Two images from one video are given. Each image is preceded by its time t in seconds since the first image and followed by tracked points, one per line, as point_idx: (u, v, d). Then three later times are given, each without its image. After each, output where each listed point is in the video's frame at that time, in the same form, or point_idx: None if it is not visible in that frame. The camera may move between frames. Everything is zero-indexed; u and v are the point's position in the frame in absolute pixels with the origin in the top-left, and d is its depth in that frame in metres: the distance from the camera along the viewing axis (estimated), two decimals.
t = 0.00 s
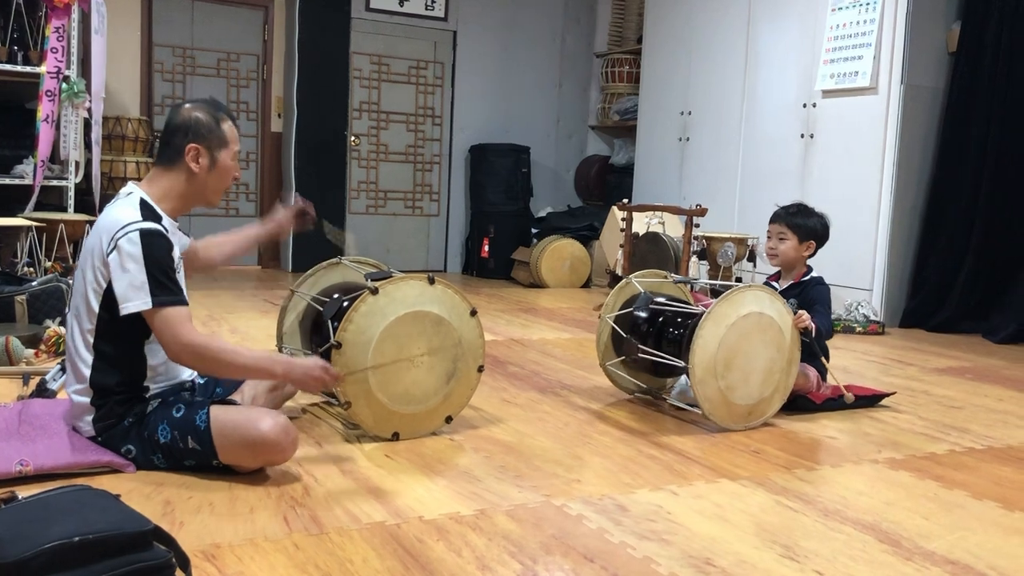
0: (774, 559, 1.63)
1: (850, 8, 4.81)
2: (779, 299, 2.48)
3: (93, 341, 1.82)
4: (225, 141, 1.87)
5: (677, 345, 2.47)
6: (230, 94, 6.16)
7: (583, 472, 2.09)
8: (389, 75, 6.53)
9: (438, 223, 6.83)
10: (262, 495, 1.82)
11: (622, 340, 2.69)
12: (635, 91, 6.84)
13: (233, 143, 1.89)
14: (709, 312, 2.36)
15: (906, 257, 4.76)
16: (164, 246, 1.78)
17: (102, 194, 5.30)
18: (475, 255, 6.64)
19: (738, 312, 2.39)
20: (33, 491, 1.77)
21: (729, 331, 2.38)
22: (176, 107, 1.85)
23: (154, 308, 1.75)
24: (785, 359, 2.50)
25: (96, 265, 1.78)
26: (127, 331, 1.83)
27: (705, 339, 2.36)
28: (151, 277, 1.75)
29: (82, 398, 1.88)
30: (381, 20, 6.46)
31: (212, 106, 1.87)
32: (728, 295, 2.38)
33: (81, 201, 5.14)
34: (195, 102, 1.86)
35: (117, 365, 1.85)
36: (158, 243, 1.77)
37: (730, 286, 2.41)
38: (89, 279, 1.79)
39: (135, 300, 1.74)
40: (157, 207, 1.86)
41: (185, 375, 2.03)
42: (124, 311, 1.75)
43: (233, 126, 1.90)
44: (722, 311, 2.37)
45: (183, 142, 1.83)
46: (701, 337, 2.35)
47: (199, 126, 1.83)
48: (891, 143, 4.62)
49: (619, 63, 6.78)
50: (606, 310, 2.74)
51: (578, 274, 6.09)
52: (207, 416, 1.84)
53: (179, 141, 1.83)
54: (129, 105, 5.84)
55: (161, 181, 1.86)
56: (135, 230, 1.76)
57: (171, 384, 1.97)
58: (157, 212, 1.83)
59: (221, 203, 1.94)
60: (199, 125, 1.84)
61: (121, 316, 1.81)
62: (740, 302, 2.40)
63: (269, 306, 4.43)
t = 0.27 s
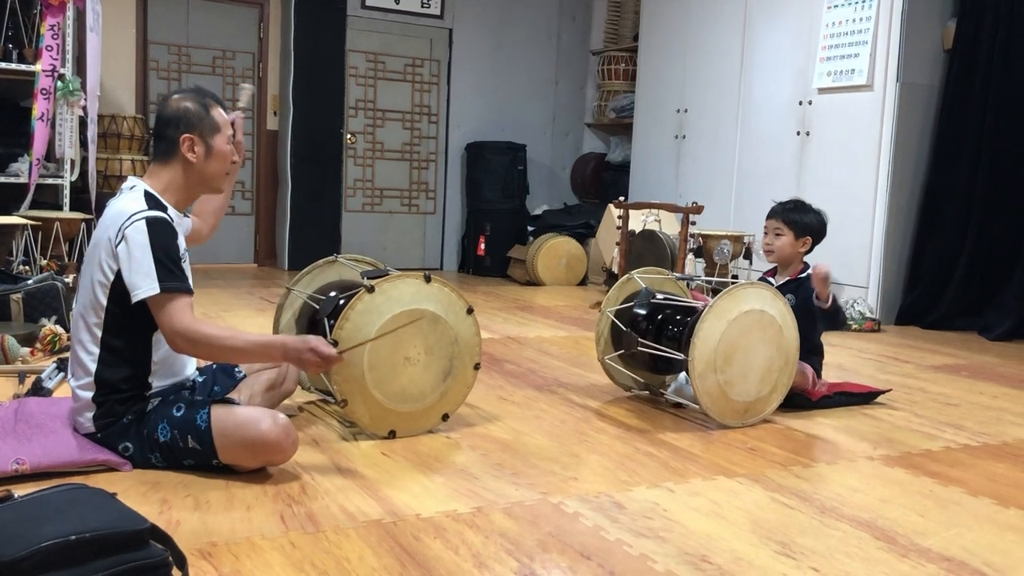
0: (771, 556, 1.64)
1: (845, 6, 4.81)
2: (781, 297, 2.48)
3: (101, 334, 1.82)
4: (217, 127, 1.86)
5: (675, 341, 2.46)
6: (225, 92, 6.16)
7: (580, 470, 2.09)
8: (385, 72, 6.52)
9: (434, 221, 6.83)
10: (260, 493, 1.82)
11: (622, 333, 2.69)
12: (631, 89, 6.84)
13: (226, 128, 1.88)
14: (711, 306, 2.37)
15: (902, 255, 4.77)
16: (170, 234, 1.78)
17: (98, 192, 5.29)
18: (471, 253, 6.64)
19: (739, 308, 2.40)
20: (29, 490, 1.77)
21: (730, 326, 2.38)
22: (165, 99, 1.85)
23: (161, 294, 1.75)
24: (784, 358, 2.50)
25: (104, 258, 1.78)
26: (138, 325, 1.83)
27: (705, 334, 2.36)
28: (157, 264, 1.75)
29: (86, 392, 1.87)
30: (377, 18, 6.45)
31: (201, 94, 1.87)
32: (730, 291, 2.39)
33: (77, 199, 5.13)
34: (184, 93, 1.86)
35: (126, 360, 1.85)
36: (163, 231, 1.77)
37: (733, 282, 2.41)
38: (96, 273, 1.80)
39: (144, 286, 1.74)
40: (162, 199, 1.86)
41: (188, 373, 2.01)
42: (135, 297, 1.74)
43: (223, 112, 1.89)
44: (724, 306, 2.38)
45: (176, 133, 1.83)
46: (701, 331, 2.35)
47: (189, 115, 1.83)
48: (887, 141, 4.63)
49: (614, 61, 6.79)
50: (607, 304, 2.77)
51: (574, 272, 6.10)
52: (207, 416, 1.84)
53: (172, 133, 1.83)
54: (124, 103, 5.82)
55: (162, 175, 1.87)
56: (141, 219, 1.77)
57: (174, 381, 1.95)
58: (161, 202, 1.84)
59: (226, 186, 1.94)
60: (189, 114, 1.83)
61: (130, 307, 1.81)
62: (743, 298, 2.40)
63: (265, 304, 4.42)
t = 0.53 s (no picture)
0: (764, 549, 1.64)
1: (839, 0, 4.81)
2: (773, 292, 2.49)
3: (84, 332, 1.81)
4: (219, 141, 1.86)
5: (667, 336, 2.47)
6: (218, 86, 6.14)
7: (573, 464, 2.09)
8: (378, 66, 6.50)
9: (428, 216, 6.82)
10: (253, 487, 1.82)
11: (615, 328, 2.69)
12: (624, 83, 6.84)
13: (228, 143, 1.88)
14: (703, 301, 2.37)
15: (894, 249, 4.78)
16: (159, 240, 1.77)
17: (90, 187, 5.27)
18: (465, 248, 6.64)
19: (731, 302, 2.40)
20: (20, 486, 1.76)
21: (723, 320, 2.39)
22: (173, 102, 1.85)
23: (155, 300, 1.76)
24: (777, 352, 2.50)
25: (89, 257, 1.77)
26: (124, 322, 1.83)
27: (697, 328, 2.37)
28: (149, 271, 1.75)
29: (74, 390, 1.86)
30: (370, 11, 6.43)
31: (211, 104, 1.87)
32: (722, 285, 2.39)
33: (69, 194, 5.11)
34: (193, 100, 1.86)
35: (113, 358, 1.85)
36: (153, 237, 1.76)
37: (724, 276, 2.42)
38: (80, 271, 1.78)
39: (134, 293, 1.75)
40: (148, 201, 1.84)
41: (178, 368, 2.03)
42: (123, 304, 1.76)
43: (229, 126, 1.89)
44: (716, 300, 2.39)
45: (177, 136, 1.82)
46: (693, 325, 2.36)
47: (194, 122, 1.83)
48: (881, 135, 4.64)
49: (608, 55, 6.78)
50: (600, 298, 2.77)
51: (568, 267, 6.09)
52: (198, 410, 1.84)
53: (174, 135, 1.82)
54: (116, 97, 5.79)
55: (153, 174, 1.85)
56: (130, 224, 1.75)
57: (164, 376, 1.97)
58: (148, 204, 1.82)
59: (214, 199, 1.94)
60: (194, 120, 1.83)
61: (116, 307, 1.81)
62: (734, 292, 2.41)
63: (258, 298, 4.41)
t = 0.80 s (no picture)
0: (758, 542, 1.64)
1: None
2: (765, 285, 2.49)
3: (83, 325, 1.80)
4: (214, 129, 1.86)
5: (661, 330, 2.47)
6: (210, 79, 6.12)
7: (568, 458, 2.09)
8: (371, 59, 6.48)
9: (421, 210, 6.80)
10: (247, 482, 1.82)
11: (607, 324, 2.70)
12: (618, 77, 6.83)
13: (223, 131, 1.88)
14: (696, 296, 2.37)
15: (888, 243, 4.78)
16: (157, 230, 1.77)
17: (82, 180, 5.24)
18: (459, 242, 6.63)
19: (724, 296, 2.40)
20: (13, 481, 1.75)
21: (715, 314, 2.39)
22: (165, 92, 1.84)
23: (147, 292, 1.74)
24: (770, 345, 2.51)
25: (88, 249, 1.76)
26: (122, 314, 1.83)
27: (690, 323, 2.36)
28: (145, 261, 1.74)
29: (70, 383, 1.85)
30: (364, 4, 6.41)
31: (203, 93, 1.86)
32: (714, 280, 2.39)
33: (61, 188, 5.08)
34: (185, 90, 1.85)
35: (109, 351, 1.84)
36: (152, 227, 1.76)
37: (716, 271, 2.42)
38: (79, 264, 1.77)
39: (128, 284, 1.73)
40: (145, 191, 1.83)
41: (175, 362, 2.02)
42: (118, 295, 1.74)
43: (222, 114, 1.89)
44: (708, 295, 2.38)
45: (172, 127, 1.82)
46: (687, 320, 2.36)
47: (189, 112, 1.82)
48: (875, 129, 4.64)
49: (602, 49, 6.77)
50: (592, 295, 2.76)
51: (562, 261, 6.09)
52: (193, 404, 1.83)
53: (169, 126, 1.82)
54: (109, 91, 5.77)
55: (149, 166, 1.84)
56: (128, 214, 1.75)
57: (161, 370, 1.95)
58: (146, 195, 1.81)
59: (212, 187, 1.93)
60: (188, 111, 1.82)
61: (115, 301, 1.80)
62: (726, 287, 2.41)
63: (252, 293, 4.40)
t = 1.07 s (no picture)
0: (756, 540, 1.65)
1: None
2: (760, 282, 2.49)
3: (81, 323, 1.81)
4: (208, 122, 1.85)
5: (658, 328, 2.47)
6: (208, 76, 6.11)
7: (566, 455, 2.10)
8: (369, 56, 6.48)
9: (420, 207, 6.81)
10: (246, 480, 1.82)
11: (605, 322, 2.70)
12: (617, 74, 6.83)
13: (217, 123, 1.87)
14: (692, 295, 2.38)
15: (886, 241, 4.79)
16: (156, 228, 1.77)
17: (80, 178, 5.23)
18: (457, 239, 6.63)
19: (719, 295, 2.40)
20: (12, 479, 1.75)
21: (711, 313, 2.39)
22: (157, 91, 1.84)
23: (145, 290, 1.74)
24: (766, 342, 2.51)
25: (88, 248, 1.77)
26: (119, 313, 1.83)
27: (686, 322, 2.37)
28: (142, 258, 1.74)
29: (69, 380, 1.86)
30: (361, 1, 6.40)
31: (193, 88, 1.85)
32: (710, 279, 2.39)
33: (59, 185, 5.07)
34: (175, 86, 1.85)
35: (108, 349, 1.84)
36: (149, 224, 1.76)
37: (711, 269, 2.42)
38: (79, 263, 1.78)
39: (126, 281, 1.73)
40: (147, 190, 1.84)
41: (174, 361, 2.02)
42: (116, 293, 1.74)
43: (215, 106, 1.87)
44: (704, 294, 2.39)
45: (166, 126, 1.82)
46: (683, 320, 2.36)
47: (180, 108, 1.82)
48: (872, 126, 4.65)
49: (601, 46, 6.77)
50: (588, 294, 2.77)
51: (560, 258, 6.09)
52: (191, 402, 1.84)
53: (163, 125, 1.82)
54: (107, 88, 5.76)
55: (148, 166, 1.84)
56: (128, 213, 1.75)
57: (159, 368, 1.96)
58: (145, 193, 1.81)
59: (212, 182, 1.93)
60: (180, 108, 1.82)
61: (114, 299, 1.81)
62: (722, 285, 2.41)
63: (250, 290, 4.40)
